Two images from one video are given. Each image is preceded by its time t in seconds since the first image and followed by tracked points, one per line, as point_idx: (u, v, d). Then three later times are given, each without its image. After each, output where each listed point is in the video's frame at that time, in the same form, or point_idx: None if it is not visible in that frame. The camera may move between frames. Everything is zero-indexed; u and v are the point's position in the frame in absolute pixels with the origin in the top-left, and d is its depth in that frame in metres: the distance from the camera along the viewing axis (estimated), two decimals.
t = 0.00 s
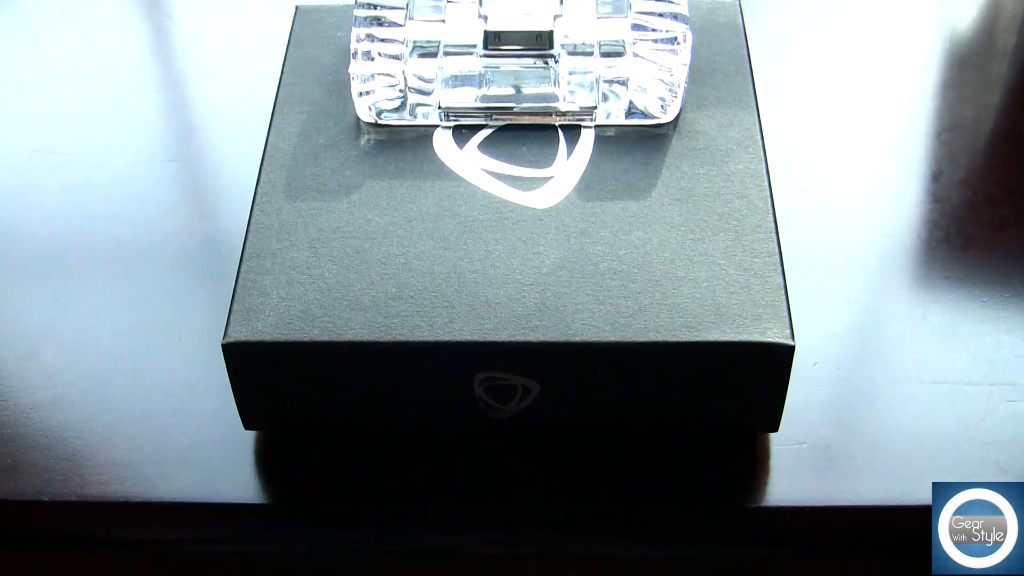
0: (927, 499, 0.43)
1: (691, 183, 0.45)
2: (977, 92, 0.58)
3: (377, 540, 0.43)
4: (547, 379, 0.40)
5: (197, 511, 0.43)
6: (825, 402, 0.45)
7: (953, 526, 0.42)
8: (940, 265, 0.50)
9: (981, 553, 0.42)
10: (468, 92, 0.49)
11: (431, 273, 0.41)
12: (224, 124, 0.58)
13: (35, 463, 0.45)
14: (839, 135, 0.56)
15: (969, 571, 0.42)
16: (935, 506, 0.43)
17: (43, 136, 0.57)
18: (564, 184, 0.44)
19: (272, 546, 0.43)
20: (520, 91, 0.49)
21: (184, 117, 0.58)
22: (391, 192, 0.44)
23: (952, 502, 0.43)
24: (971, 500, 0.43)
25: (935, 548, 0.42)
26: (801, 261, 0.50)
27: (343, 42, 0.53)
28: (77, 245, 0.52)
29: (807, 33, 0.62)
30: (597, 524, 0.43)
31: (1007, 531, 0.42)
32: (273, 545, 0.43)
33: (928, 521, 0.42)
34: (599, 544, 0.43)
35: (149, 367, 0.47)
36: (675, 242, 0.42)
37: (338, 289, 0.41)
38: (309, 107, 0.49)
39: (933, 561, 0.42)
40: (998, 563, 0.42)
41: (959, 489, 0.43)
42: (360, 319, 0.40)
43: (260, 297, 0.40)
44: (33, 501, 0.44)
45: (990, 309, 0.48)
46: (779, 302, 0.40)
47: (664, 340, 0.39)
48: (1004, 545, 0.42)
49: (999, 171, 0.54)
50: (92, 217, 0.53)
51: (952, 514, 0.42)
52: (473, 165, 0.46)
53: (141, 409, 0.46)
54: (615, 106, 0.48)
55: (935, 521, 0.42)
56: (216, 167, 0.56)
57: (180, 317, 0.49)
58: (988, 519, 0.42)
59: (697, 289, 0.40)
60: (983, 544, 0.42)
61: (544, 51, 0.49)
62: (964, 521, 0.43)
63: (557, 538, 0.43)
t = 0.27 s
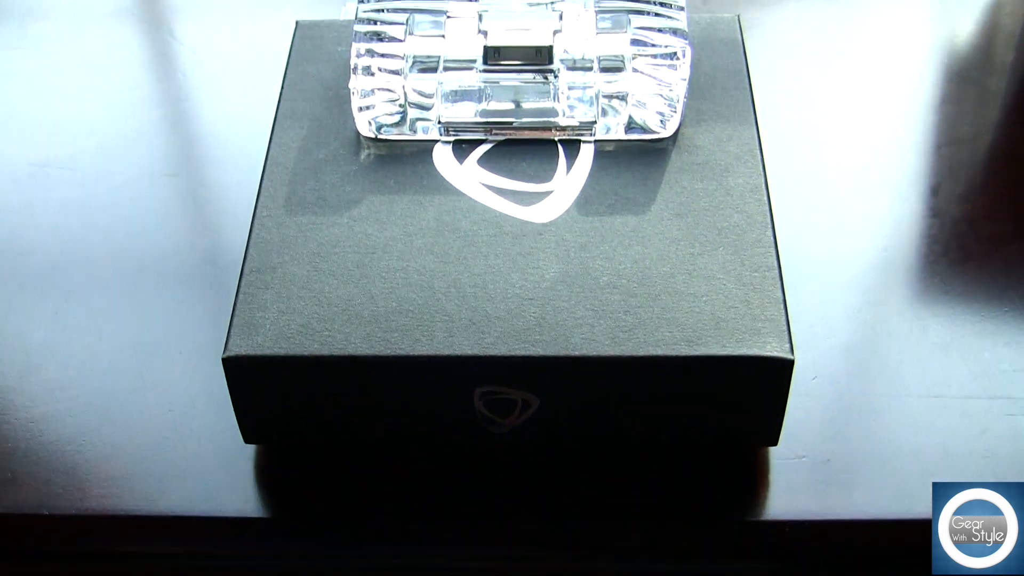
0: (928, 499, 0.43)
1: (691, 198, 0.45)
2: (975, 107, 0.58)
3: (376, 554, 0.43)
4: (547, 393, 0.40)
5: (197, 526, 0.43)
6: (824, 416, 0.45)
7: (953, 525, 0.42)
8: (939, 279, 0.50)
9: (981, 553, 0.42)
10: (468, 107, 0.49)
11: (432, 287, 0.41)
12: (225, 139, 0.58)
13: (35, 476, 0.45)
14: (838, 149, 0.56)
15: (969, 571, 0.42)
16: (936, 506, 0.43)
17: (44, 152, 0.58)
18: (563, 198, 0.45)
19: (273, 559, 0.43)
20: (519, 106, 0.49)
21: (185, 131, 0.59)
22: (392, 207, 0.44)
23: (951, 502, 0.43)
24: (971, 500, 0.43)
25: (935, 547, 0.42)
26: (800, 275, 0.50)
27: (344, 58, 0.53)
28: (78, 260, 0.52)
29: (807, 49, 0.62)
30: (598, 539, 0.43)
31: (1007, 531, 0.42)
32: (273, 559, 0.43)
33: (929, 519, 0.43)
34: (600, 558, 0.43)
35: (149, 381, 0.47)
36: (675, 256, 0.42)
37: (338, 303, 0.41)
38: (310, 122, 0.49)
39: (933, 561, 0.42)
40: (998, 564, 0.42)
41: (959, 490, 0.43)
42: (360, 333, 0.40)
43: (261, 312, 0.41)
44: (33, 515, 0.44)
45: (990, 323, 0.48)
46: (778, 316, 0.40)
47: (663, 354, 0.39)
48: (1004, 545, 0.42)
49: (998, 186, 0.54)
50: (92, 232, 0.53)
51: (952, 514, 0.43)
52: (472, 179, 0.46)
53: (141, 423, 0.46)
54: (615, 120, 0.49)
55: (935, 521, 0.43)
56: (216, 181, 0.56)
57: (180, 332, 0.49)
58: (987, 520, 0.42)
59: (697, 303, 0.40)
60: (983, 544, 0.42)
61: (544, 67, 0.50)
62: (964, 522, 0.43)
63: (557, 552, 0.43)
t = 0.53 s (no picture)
0: (928, 501, 0.43)
1: (691, 209, 0.45)
2: (975, 118, 0.58)
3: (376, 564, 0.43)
4: (547, 404, 0.40)
5: (198, 536, 0.43)
6: (825, 427, 0.46)
7: (953, 525, 0.43)
8: (939, 289, 0.50)
9: (981, 553, 0.42)
10: (469, 119, 0.49)
11: (432, 298, 0.41)
12: (226, 149, 0.58)
13: (36, 487, 0.45)
14: (838, 159, 0.56)
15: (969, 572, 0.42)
16: (936, 506, 0.43)
17: (45, 163, 0.58)
18: (564, 209, 0.45)
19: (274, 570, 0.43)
20: (520, 117, 0.49)
21: (186, 142, 0.59)
22: (392, 217, 0.45)
23: (951, 502, 0.43)
24: (971, 500, 0.43)
25: (935, 548, 0.42)
26: (801, 286, 0.50)
27: (345, 68, 0.53)
28: (79, 270, 0.52)
29: (807, 60, 0.62)
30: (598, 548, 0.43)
31: (1007, 531, 0.43)
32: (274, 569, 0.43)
33: (929, 528, 0.43)
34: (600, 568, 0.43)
35: (149, 391, 0.47)
36: (676, 267, 0.42)
37: (339, 314, 0.41)
38: (311, 132, 0.49)
39: (933, 561, 0.42)
40: (999, 564, 0.42)
41: (959, 490, 0.43)
42: (361, 344, 0.40)
43: (262, 322, 0.41)
44: (34, 524, 0.44)
45: (989, 334, 0.48)
46: (778, 327, 0.40)
47: (663, 365, 0.39)
48: (1004, 544, 0.43)
49: (997, 196, 0.54)
50: (94, 243, 0.53)
51: (953, 514, 0.43)
52: (472, 190, 0.46)
53: (142, 433, 0.46)
54: (615, 131, 0.49)
55: (934, 522, 0.43)
56: (218, 192, 0.56)
57: (180, 341, 0.49)
58: (988, 520, 0.43)
59: (697, 314, 0.40)
60: (983, 544, 0.42)
61: (544, 77, 0.50)
62: (963, 522, 0.43)
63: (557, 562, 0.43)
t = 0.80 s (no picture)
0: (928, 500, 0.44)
1: (692, 220, 0.45)
2: (975, 129, 0.58)
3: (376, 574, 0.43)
4: (548, 415, 0.40)
5: (199, 547, 0.44)
6: (825, 438, 0.46)
7: (953, 525, 0.43)
8: (939, 301, 0.50)
9: (981, 553, 0.42)
10: (470, 130, 0.49)
11: (433, 309, 0.41)
12: (227, 160, 0.58)
13: (38, 498, 0.45)
14: (838, 170, 0.56)
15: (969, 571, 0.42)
16: (937, 505, 0.44)
17: (46, 174, 0.58)
18: (564, 220, 0.45)
19: None
20: (521, 128, 0.49)
21: (187, 153, 0.59)
22: (393, 228, 0.45)
23: (951, 502, 0.44)
24: (971, 500, 0.44)
25: (935, 548, 0.43)
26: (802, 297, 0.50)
27: (346, 80, 0.53)
28: (81, 282, 0.52)
29: (807, 71, 0.63)
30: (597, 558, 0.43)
31: (1007, 531, 0.43)
32: None
33: (929, 540, 0.43)
34: None
35: (151, 402, 0.48)
36: (676, 278, 0.42)
37: (340, 325, 0.41)
38: (312, 144, 0.49)
39: (933, 561, 0.43)
40: (998, 564, 0.42)
41: (959, 490, 0.44)
42: (362, 355, 0.40)
43: (263, 334, 0.41)
44: (35, 535, 0.44)
45: (988, 344, 0.48)
46: (778, 338, 0.40)
47: (664, 376, 0.39)
48: (1004, 544, 0.43)
49: (997, 207, 0.54)
50: (95, 254, 0.54)
51: (953, 514, 0.43)
52: (472, 202, 0.46)
53: (143, 444, 0.46)
54: (615, 143, 0.49)
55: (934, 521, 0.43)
56: (219, 203, 0.56)
57: (182, 352, 0.49)
58: (988, 520, 0.43)
59: (697, 325, 0.41)
60: (982, 544, 0.43)
61: (545, 89, 0.50)
62: (964, 522, 0.43)
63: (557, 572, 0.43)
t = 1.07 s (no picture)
0: (929, 500, 0.44)
1: (692, 233, 0.45)
2: (975, 142, 0.59)
3: None
4: (548, 427, 0.40)
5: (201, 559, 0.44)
6: (825, 450, 0.46)
7: (953, 526, 0.43)
8: (939, 314, 0.50)
9: (981, 553, 0.42)
10: (472, 143, 0.49)
11: (434, 322, 0.41)
12: (228, 173, 0.58)
13: (39, 509, 0.45)
14: (838, 183, 0.56)
15: (969, 572, 0.42)
16: (937, 505, 0.44)
17: (49, 187, 0.58)
18: (565, 233, 0.45)
19: None
20: (522, 141, 0.49)
21: (189, 166, 0.59)
22: (395, 241, 0.45)
23: (951, 502, 0.44)
24: (971, 500, 0.44)
25: (935, 548, 0.43)
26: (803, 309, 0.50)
27: (348, 93, 0.53)
28: (83, 294, 0.52)
29: (807, 83, 0.63)
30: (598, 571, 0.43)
31: (1007, 531, 0.43)
32: None
33: (929, 552, 0.43)
34: None
35: (152, 414, 0.48)
36: (676, 291, 0.43)
37: (341, 337, 0.41)
38: (314, 156, 0.49)
39: (933, 561, 0.43)
40: (998, 563, 0.42)
41: (959, 489, 0.44)
42: (363, 367, 0.40)
43: (264, 346, 0.41)
44: (36, 547, 0.44)
45: (989, 357, 0.48)
46: (778, 352, 0.40)
47: (664, 389, 0.39)
48: (1004, 544, 0.43)
49: (997, 220, 0.54)
50: (96, 267, 0.54)
51: (952, 513, 0.44)
52: (472, 215, 0.46)
53: (144, 455, 0.46)
54: (616, 155, 0.49)
55: (934, 521, 0.44)
56: (221, 215, 0.56)
57: (183, 365, 0.49)
58: (987, 521, 0.43)
59: (698, 338, 0.41)
60: (982, 544, 0.43)
61: (546, 102, 0.50)
62: (963, 522, 0.43)
63: None
